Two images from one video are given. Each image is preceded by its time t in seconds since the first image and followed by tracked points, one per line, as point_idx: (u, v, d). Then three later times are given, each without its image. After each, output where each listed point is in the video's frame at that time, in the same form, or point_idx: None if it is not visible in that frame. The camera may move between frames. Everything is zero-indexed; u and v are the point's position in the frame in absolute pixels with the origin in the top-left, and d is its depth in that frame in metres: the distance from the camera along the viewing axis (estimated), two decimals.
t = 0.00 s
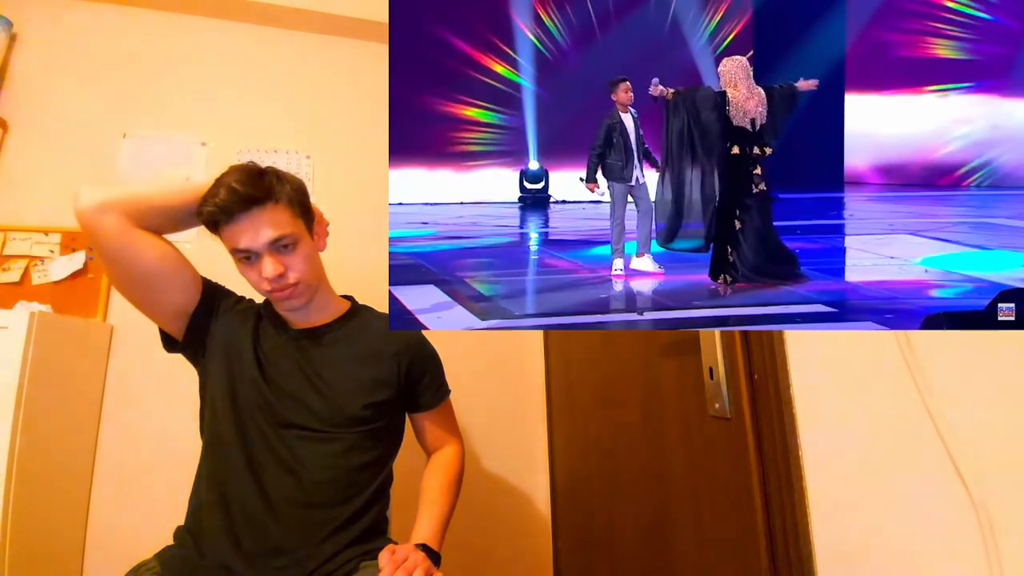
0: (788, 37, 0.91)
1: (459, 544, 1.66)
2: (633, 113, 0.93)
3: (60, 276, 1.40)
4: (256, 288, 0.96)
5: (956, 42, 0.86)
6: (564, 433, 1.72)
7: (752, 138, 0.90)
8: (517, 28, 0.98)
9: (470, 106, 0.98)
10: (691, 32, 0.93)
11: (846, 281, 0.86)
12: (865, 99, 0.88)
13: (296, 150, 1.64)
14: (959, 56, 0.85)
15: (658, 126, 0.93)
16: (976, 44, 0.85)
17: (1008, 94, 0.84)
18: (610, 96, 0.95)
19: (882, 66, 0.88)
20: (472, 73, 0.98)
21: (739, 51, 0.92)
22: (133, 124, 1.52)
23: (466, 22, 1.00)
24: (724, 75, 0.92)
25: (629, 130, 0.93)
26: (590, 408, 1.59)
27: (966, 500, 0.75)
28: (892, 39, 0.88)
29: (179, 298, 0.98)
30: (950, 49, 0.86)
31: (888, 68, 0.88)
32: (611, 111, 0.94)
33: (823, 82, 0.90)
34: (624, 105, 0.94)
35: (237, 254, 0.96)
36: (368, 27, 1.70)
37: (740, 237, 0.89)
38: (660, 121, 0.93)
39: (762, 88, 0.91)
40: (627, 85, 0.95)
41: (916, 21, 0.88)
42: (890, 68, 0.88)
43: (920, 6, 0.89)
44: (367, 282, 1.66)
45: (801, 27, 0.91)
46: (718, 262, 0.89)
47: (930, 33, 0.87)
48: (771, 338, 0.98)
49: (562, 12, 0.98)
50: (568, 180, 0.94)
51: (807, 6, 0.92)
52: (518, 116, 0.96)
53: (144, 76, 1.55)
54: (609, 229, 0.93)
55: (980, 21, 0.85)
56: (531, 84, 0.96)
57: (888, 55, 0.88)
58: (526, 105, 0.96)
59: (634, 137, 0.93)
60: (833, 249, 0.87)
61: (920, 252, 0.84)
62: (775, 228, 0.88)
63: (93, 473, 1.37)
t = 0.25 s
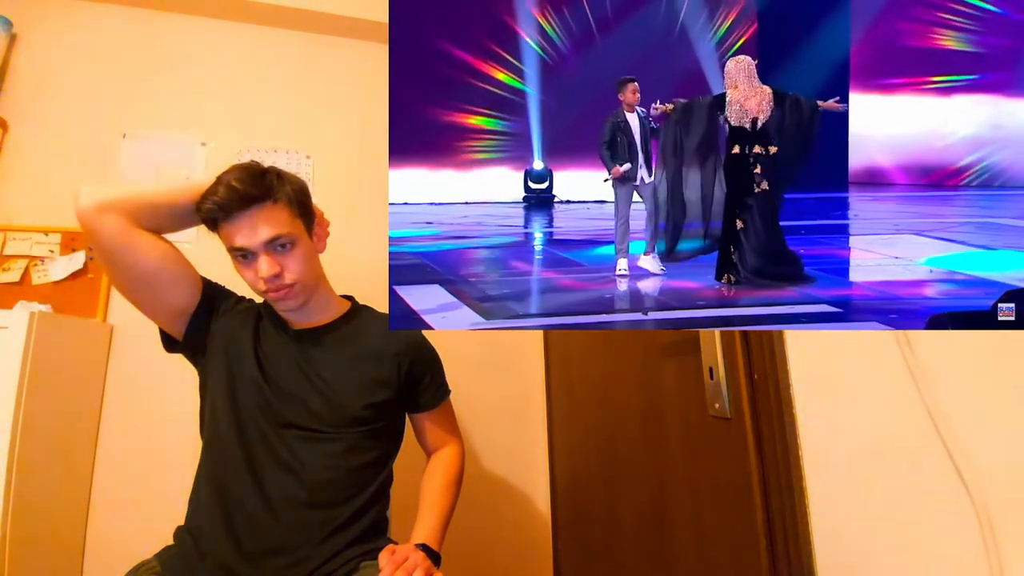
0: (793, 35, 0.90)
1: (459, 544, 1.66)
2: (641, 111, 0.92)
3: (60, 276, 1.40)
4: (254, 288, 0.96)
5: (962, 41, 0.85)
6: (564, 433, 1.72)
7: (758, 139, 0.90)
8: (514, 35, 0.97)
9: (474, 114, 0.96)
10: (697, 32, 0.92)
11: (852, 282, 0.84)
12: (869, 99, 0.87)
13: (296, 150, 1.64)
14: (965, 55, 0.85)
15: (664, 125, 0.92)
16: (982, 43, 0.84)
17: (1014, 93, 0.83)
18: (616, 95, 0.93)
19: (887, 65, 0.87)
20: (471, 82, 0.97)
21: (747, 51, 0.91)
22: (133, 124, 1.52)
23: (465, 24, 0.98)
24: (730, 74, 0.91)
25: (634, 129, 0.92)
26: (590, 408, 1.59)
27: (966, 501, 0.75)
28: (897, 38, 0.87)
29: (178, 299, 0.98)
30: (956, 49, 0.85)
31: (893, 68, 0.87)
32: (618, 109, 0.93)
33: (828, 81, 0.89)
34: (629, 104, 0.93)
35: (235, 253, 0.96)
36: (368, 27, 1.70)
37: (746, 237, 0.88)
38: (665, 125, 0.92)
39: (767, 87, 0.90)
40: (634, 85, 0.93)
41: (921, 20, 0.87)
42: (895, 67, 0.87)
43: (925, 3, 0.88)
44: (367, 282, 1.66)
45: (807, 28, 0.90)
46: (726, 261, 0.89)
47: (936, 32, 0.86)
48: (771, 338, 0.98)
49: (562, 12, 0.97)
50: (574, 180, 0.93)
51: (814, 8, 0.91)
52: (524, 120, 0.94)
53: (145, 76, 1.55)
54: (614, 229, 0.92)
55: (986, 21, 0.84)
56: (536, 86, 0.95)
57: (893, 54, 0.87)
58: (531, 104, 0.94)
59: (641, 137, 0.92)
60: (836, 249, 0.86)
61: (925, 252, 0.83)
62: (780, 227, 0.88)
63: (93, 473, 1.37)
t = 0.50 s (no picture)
0: (796, 34, 0.90)
1: (459, 544, 1.66)
2: (652, 111, 0.92)
3: (60, 276, 1.40)
4: (252, 286, 0.96)
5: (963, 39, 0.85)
6: (564, 433, 1.72)
7: (761, 138, 0.89)
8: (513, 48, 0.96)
9: (478, 125, 0.96)
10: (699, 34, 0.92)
11: (852, 284, 0.84)
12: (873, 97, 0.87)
13: (296, 150, 1.64)
14: (967, 53, 0.85)
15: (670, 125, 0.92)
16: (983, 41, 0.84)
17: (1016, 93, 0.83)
18: (626, 95, 0.93)
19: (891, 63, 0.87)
20: (470, 90, 0.97)
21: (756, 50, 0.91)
22: (133, 124, 1.52)
23: (465, 27, 0.98)
24: (738, 75, 0.90)
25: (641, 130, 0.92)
26: (590, 408, 1.59)
27: (966, 501, 0.75)
28: (899, 36, 0.87)
29: (178, 298, 0.98)
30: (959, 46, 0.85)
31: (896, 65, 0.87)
32: (624, 112, 0.93)
33: (832, 80, 0.88)
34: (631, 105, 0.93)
35: (234, 251, 0.97)
36: (368, 27, 1.70)
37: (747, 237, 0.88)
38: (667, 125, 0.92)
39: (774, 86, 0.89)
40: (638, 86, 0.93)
41: (923, 18, 0.87)
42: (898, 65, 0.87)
43: None
44: (367, 282, 1.66)
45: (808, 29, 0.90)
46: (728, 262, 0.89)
47: (938, 31, 0.86)
48: (771, 337, 0.98)
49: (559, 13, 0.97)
50: (577, 180, 0.93)
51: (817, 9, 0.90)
52: (526, 123, 0.94)
53: (145, 76, 1.55)
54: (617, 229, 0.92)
55: (987, 19, 0.84)
56: (539, 88, 0.95)
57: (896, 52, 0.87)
58: (534, 104, 0.94)
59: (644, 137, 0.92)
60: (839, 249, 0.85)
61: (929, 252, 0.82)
62: (788, 231, 0.87)
63: (93, 473, 1.37)
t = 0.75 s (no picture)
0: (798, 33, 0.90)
1: (459, 544, 1.66)
2: (667, 110, 0.92)
3: (60, 276, 1.40)
4: (252, 285, 0.96)
5: (965, 37, 0.85)
6: (564, 433, 1.72)
7: (769, 139, 0.89)
8: (511, 55, 0.96)
9: (478, 133, 0.96)
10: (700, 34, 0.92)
11: (854, 282, 0.84)
12: (876, 97, 0.86)
13: (296, 150, 1.64)
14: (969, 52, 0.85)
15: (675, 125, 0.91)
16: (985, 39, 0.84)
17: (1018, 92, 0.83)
18: (640, 95, 0.93)
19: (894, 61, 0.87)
20: (469, 92, 0.96)
21: (762, 51, 0.90)
22: (133, 124, 1.52)
23: (463, 30, 0.98)
24: (750, 75, 0.90)
25: (651, 130, 0.92)
26: (590, 408, 1.59)
27: (967, 502, 0.76)
28: (902, 35, 0.87)
29: (178, 299, 0.98)
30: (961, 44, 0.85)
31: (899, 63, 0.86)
32: (638, 112, 0.93)
33: (834, 80, 0.88)
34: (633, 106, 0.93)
35: (233, 251, 0.96)
36: (368, 27, 1.70)
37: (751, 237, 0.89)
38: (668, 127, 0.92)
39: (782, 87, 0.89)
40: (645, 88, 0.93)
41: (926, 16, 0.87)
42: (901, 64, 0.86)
43: None
44: (367, 282, 1.66)
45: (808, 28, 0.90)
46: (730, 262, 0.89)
47: (941, 26, 0.86)
48: (771, 337, 0.98)
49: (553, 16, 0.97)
50: (580, 180, 0.93)
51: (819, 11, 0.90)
52: (528, 125, 0.94)
53: (145, 76, 1.55)
54: (619, 229, 0.92)
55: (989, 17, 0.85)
56: (539, 91, 0.95)
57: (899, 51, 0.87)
58: (536, 106, 0.94)
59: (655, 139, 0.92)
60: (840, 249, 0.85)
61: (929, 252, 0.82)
62: (798, 232, 0.87)
63: (93, 473, 1.38)
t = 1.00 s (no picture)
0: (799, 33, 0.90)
1: (459, 544, 1.66)
2: (671, 111, 0.91)
3: (60, 276, 1.40)
4: (252, 283, 0.95)
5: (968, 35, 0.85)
6: (564, 433, 1.72)
7: (776, 140, 0.89)
8: (508, 61, 0.96)
9: (478, 142, 0.96)
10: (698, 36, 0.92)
11: (857, 279, 0.84)
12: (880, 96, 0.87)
13: (296, 150, 1.64)
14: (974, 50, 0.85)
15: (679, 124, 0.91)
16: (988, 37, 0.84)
17: None
18: (648, 96, 0.93)
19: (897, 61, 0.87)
20: (467, 95, 0.96)
21: (764, 58, 0.90)
22: (133, 124, 1.52)
23: (460, 36, 0.98)
24: (767, 74, 0.90)
25: (653, 131, 0.92)
26: (590, 408, 1.59)
27: (967, 502, 0.76)
28: (905, 34, 0.87)
29: (178, 299, 0.98)
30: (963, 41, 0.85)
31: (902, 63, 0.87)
32: (646, 113, 0.92)
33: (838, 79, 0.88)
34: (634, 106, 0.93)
35: (234, 248, 0.96)
36: (367, 27, 1.70)
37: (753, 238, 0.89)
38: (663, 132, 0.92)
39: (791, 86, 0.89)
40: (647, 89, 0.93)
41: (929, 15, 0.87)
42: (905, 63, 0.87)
43: None
44: (366, 282, 1.66)
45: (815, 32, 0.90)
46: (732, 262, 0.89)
47: (945, 18, 0.87)
48: (771, 337, 0.98)
49: (544, 20, 0.97)
50: (579, 180, 0.93)
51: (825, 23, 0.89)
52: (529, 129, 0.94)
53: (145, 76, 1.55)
54: (619, 229, 0.92)
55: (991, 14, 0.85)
56: (539, 94, 0.95)
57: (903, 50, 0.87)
58: (535, 108, 0.94)
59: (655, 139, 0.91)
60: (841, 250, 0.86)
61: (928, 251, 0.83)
62: (806, 234, 0.87)
63: (94, 473, 1.38)
